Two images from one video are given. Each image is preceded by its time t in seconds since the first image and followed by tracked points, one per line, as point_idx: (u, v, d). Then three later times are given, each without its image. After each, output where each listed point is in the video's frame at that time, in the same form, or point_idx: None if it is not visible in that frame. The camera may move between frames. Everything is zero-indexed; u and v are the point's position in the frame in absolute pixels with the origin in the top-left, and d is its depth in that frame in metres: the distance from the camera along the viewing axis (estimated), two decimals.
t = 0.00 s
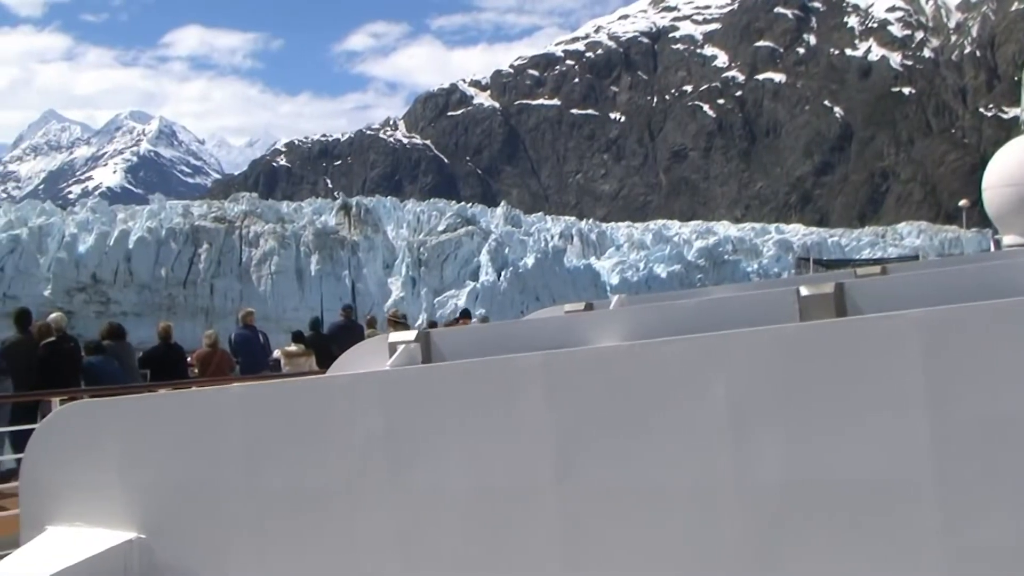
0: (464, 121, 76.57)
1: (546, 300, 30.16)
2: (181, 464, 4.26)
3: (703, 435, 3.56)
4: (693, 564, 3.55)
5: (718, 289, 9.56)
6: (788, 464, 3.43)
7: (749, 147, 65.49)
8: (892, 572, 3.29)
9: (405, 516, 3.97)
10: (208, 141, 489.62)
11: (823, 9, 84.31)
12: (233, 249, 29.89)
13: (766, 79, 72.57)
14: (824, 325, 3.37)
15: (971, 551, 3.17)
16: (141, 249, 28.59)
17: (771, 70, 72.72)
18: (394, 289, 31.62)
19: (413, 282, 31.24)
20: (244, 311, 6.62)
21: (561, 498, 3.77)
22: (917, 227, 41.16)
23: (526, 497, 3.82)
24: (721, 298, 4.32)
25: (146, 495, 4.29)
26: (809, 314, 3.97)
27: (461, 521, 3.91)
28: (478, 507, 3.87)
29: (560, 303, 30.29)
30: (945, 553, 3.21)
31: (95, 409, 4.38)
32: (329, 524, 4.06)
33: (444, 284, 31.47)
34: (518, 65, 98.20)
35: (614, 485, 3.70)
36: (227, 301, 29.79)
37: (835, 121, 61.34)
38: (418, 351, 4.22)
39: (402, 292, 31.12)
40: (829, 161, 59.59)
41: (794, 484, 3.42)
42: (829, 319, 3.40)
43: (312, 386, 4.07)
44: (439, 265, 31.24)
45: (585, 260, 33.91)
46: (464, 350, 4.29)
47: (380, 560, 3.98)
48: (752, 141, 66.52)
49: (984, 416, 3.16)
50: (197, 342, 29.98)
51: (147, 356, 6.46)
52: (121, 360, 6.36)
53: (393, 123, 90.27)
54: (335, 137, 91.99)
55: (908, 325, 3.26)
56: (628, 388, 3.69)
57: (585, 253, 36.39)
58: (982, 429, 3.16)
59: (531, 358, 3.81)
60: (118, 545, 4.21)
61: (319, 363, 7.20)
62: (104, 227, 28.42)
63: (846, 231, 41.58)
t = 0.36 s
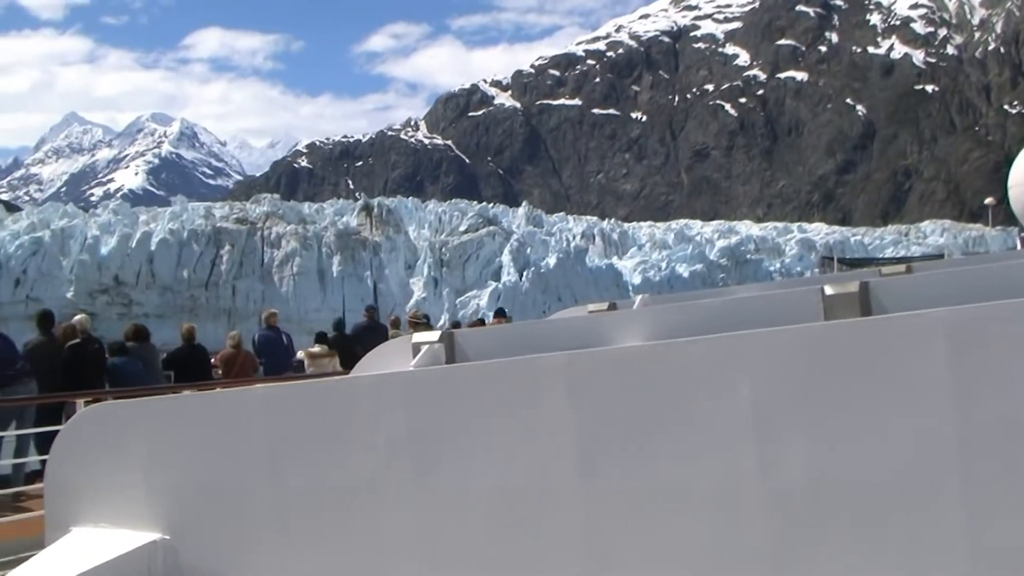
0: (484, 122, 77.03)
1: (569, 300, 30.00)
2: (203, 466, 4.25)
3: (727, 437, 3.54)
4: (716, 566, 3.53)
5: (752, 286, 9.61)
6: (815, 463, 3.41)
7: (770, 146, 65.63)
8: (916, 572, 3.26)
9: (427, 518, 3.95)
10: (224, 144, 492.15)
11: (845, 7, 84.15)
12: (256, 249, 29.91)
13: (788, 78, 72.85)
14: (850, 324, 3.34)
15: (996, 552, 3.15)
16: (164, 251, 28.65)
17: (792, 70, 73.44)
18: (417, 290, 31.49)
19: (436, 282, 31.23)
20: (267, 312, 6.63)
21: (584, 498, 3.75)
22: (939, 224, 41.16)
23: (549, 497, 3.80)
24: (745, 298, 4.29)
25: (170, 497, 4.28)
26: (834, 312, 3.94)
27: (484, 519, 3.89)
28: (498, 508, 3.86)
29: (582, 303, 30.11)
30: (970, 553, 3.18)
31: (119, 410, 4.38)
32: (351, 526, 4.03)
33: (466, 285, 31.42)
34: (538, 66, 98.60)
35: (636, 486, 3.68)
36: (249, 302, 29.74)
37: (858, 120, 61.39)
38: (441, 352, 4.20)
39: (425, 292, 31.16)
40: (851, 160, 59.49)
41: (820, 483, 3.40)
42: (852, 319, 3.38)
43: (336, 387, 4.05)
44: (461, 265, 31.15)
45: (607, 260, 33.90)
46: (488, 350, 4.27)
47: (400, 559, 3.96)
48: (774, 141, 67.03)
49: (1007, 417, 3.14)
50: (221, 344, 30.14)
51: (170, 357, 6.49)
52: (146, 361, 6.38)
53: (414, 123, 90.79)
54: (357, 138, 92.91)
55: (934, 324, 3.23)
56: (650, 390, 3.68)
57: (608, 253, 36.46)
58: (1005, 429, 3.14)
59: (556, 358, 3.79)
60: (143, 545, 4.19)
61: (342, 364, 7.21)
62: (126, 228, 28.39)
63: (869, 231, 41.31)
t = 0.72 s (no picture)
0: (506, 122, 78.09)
1: (591, 300, 30.04)
2: (226, 465, 4.26)
3: (753, 437, 3.51)
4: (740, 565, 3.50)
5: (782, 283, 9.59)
6: (841, 468, 3.38)
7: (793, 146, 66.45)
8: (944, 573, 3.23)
9: (448, 517, 3.94)
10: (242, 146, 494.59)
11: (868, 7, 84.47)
12: (278, 249, 29.81)
13: (811, 78, 73.60)
14: (875, 325, 3.33)
15: None
16: (186, 250, 28.54)
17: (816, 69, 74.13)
18: (438, 291, 31.55)
19: (457, 282, 31.38)
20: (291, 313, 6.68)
21: (608, 499, 3.73)
22: (965, 224, 41.38)
23: (571, 498, 3.79)
24: (770, 298, 4.27)
25: (192, 497, 4.29)
26: (860, 314, 3.91)
27: (506, 518, 3.87)
28: (519, 510, 3.84)
29: (604, 304, 30.17)
30: (999, 557, 3.16)
31: (143, 410, 4.39)
32: (373, 526, 4.02)
33: (487, 285, 31.49)
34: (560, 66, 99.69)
35: (658, 489, 3.66)
36: (271, 302, 29.56)
37: (881, 120, 61.82)
38: (465, 353, 4.18)
39: (447, 292, 31.28)
40: (874, 160, 59.89)
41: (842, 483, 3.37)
42: (875, 319, 3.37)
43: (359, 386, 4.04)
44: (482, 265, 31.26)
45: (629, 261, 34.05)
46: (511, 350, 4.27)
47: (423, 559, 3.95)
48: (797, 141, 67.61)
49: None
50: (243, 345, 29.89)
51: (194, 357, 6.51)
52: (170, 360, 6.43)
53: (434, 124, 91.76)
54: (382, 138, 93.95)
55: (959, 325, 3.21)
56: (673, 390, 3.66)
57: (630, 254, 36.64)
58: None
59: (580, 359, 3.78)
60: (167, 546, 4.16)
61: (366, 364, 7.27)
62: (149, 228, 28.33)
63: (892, 230, 41.61)
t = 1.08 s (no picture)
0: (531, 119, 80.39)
1: (613, 300, 31.64)
2: (252, 461, 4.26)
3: (780, 435, 3.37)
4: (764, 568, 3.37)
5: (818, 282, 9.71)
6: (871, 466, 3.22)
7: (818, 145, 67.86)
8: None
9: (472, 514, 3.88)
10: (263, 143, 498.07)
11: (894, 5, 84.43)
12: (301, 247, 31.37)
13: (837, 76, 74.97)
14: (901, 324, 3.17)
15: None
16: (210, 248, 29.98)
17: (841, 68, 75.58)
18: (463, 288, 32.85)
19: (482, 281, 32.56)
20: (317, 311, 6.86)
21: (632, 496, 3.62)
22: (991, 224, 42.29)
23: (592, 496, 3.70)
24: (799, 296, 4.25)
25: (220, 495, 4.30)
26: (887, 313, 3.84)
27: (530, 516, 3.79)
28: (545, 507, 3.76)
29: (627, 302, 31.74)
30: None
31: (170, 408, 4.41)
32: (398, 526, 3.97)
33: (512, 283, 32.78)
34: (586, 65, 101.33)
35: (681, 488, 3.54)
36: (295, 299, 31.14)
37: (907, 119, 62.71)
38: (492, 351, 4.13)
39: (470, 290, 32.42)
40: (900, 159, 60.72)
41: (870, 486, 3.21)
42: (905, 317, 3.19)
43: (383, 385, 4.01)
44: (507, 263, 32.60)
45: (654, 260, 35.42)
46: (539, 348, 4.24)
47: (451, 557, 3.90)
48: (822, 140, 68.90)
49: None
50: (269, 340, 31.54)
51: (221, 354, 6.72)
52: (196, 356, 6.70)
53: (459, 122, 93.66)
54: (415, 134, 95.98)
55: (989, 322, 3.02)
56: (698, 387, 3.54)
57: (654, 252, 38.06)
58: None
59: (602, 356, 3.68)
60: (193, 541, 4.19)
61: (391, 362, 7.49)
62: (174, 225, 29.99)
63: (917, 231, 42.97)
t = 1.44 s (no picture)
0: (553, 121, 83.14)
1: (637, 300, 32.17)
2: (278, 461, 4.24)
3: (808, 436, 3.31)
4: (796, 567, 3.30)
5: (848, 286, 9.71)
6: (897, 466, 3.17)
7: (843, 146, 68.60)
8: None
9: (497, 515, 3.85)
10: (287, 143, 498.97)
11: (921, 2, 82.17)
12: (324, 248, 32.48)
13: (862, 77, 75.21)
14: (932, 326, 3.09)
15: None
16: (233, 249, 31.13)
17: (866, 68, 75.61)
18: (485, 289, 33.47)
19: (504, 282, 33.40)
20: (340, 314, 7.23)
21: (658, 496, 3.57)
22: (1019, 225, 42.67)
23: (620, 500, 3.64)
24: (821, 299, 4.19)
25: (245, 496, 4.29)
26: (911, 316, 3.80)
27: (558, 516, 3.75)
28: (567, 508, 3.73)
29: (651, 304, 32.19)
30: None
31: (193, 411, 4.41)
32: (423, 530, 3.94)
33: (534, 285, 33.74)
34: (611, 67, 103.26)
35: (710, 484, 3.49)
36: (317, 300, 32.11)
37: (932, 119, 61.87)
38: (516, 353, 4.09)
39: (494, 291, 33.18)
40: (924, 159, 60.48)
41: (894, 486, 3.17)
42: (934, 320, 3.13)
43: (411, 386, 3.98)
44: (530, 265, 33.52)
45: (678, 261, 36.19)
46: (561, 352, 4.25)
47: (474, 557, 3.88)
48: (845, 140, 70.03)
49: None
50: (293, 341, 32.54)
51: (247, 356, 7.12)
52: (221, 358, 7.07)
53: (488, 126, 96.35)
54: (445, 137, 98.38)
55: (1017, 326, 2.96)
56: (722, 389, 3.48)
57: (678, 253, 38.76)
58: None
59: (629, 359, 3.63)
60: (218, 542, 4.20)
61: (415, 363, 7.89)
62: (198, 227, 31.15)
63: (943, 233, 43.76)
